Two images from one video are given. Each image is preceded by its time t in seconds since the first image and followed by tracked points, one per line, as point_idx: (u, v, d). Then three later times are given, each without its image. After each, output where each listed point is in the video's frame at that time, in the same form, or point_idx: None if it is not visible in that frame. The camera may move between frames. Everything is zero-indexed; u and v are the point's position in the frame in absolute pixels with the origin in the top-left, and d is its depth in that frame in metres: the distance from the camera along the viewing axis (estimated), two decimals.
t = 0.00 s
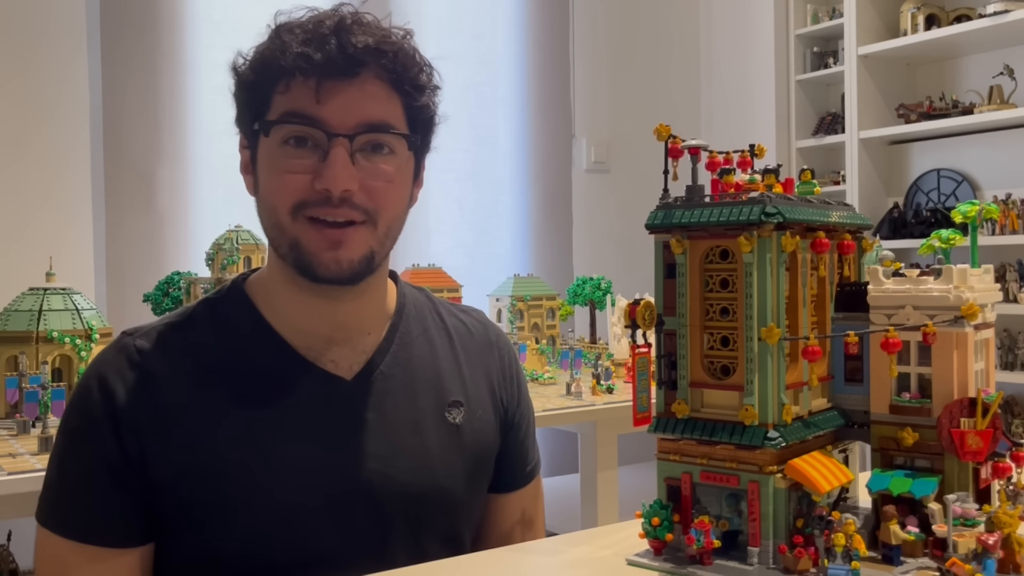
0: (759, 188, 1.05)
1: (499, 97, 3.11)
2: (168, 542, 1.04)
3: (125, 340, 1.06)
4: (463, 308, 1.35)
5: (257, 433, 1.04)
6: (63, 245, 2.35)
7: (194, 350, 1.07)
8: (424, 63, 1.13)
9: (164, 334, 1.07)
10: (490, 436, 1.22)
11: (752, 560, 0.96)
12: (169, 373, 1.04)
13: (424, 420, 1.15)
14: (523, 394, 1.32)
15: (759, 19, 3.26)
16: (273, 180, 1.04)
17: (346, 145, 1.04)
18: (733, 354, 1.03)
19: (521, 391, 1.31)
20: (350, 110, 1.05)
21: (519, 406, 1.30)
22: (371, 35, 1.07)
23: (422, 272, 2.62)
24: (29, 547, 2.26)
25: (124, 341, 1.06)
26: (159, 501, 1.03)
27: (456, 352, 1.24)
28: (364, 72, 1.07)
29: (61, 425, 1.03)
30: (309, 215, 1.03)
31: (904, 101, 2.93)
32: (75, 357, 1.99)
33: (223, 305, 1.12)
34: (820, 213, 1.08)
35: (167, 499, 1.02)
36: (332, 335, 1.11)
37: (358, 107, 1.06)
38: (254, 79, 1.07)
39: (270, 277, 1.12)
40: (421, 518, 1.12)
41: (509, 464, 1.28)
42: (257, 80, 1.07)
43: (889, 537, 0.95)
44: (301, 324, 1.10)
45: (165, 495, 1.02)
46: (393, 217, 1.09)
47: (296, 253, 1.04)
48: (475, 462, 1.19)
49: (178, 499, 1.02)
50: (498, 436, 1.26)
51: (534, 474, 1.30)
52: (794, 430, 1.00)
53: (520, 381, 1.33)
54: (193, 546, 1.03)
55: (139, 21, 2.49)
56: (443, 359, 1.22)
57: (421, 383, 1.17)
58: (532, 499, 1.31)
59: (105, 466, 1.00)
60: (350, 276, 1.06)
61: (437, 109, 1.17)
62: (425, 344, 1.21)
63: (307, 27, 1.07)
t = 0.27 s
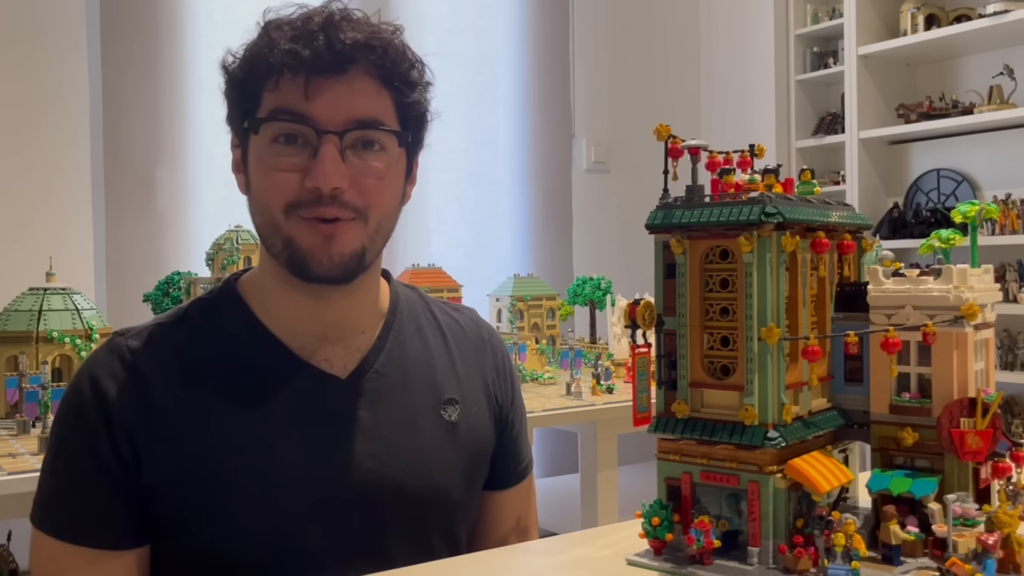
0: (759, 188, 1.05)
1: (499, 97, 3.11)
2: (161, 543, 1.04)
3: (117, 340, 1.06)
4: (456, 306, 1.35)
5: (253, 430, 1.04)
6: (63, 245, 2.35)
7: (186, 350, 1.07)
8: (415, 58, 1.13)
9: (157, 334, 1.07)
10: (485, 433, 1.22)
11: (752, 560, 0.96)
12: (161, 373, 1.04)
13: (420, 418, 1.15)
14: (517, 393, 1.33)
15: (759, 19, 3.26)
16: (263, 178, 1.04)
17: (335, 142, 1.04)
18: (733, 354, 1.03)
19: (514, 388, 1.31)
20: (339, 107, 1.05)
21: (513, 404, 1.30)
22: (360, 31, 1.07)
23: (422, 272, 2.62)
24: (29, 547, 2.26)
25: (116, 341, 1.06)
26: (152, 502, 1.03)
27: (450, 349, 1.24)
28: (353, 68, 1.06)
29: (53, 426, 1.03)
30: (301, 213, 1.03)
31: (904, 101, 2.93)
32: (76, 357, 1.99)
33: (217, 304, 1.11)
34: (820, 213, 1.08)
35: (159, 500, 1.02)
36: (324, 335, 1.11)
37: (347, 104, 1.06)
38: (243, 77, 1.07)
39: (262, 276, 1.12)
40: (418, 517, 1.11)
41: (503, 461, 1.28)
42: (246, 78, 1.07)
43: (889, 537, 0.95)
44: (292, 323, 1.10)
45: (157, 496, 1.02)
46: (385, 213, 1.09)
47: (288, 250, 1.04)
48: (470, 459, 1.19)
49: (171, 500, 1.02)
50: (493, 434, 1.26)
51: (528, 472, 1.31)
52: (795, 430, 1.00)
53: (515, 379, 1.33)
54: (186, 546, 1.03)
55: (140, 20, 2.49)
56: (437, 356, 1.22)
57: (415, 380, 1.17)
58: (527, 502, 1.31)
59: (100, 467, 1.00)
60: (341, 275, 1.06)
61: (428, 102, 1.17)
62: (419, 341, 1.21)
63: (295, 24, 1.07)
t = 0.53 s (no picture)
0: (759, 188, 1.05)
1: (500, 97, 3.11)
2: (160, 541, 1.04)
3: (119, 338, 1.06)
4: (458, 306, 1.35)
5: (253, 429, 1.04)
6: (63, 244, 2.35)
7: (187, 348, 1.07)
8: (412, 55, 1.13)
9: (159, 332, 1.07)
10: (486, 434, 1.22)
11: (751, 560, 0.96)
12: (163, 372, 1.04)
13: (420, 418, 1.15)
14: (518, 393, 1.33)
15: (759, 19, 3.26)
16: (263, 178, 1.04)
17: (335, 140, 1.04)
18: (733, 354, 1.03)
19: (515, 388, 1.31)
20: (338, 105, 1.05)
21: (515, 403, 1.30)
22: (356, 29, 1.07)
23: (422, 271, 2.62)
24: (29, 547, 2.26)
25: (118, 339, 1.06)
26: (151, 501, 1.03)
27: (451, 349, 1.24)
28: (351, 66, 1.06)
29: (54, 424, 1.03)
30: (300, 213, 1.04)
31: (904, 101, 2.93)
32: (76, 357, 1.99)
33: (219, 304, 1.11)
34: (820, 213, 1.08)
35: (159, 499, 1.02)
36: (325, 334, 1.11)
37: (346, 102, 1.06)
38: (241, 78, 1.07)
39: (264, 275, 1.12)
40: (417, 518, 1.11)
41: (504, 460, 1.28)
42: (244, 79, 1.07)
43: (889, 537, 0.95)
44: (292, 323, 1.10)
45: (157, 494, 1.02)
46: (386, 211, 1.09)
47: (289, 252, 1.04)
48: (471, 459, 1.19)
49: (170, 499, 1.02)
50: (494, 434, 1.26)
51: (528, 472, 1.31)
52: (794, 430, 1.00)
53: (516, 379, 1.33)
54: (185, 546, 1.03)
55: (141, 19, 2.49)
56: (438, 356, 1.22)
57: (416, 381, 1.17)
58: (528, 503, 1.31)
59: (100, 464, 1.00)
60: (343, 276, 1.06)
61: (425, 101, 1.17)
62: (421, 341, 1.21)
63: (291, 24, 1.07)
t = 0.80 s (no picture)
0: (758, 188, 1.05)
1: (500, 97, 3.11)
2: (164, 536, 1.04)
3: (127, 333, 1.07)
4: (466, 303, 1.34)
5: (258, 424, 1.04)
6: (63, 244, 2.35)
7: (194, 344, 1.07)
8: (395, 44, 1.13)
9: (167, 328, 1.08)
10: (494, 430, 1.22)
11: (751, 560, 0.96)
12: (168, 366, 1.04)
13: (427, 415, 1.14)
14: (525, 391, 1.32)
15: (759, 19, 3.26)
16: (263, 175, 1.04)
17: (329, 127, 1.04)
18: (733, 354, 1.03)
19: (522, 386, 1.31)
20: (328, 93, 1.05)
21: (522, 401, 1.30)
22: (337, 19, 1.07)
23: (422, 271, 2.62)
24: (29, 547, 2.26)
25: (127, 334, 1.07)
26: (154, 495, 1.03)
27: (459, 346, 1.23)
28: (337, 54, 1.06)
29: (61, 417, 1.03)
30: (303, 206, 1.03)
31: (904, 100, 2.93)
32: (76, 357, 1.99)
33: (224, 302, 1.11)
34: (820, 213, 1.08)
35: (162, 493, 1.02)
36: (332, 332, 1.11)
37: (336, 90, 1.06)
38: (230, 82, 1.08)
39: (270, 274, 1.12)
40: (423, 515, 1.11)
41: (509, 458, 1.28)
42: (233, 81, 1.07)
43: (889, 537, 0.95)
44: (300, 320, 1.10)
45: (160, 488, 1.02)
46: (387, 197, 1.09)
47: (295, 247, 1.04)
48: (478, 456, 1.18)
49: (173, 493, 1.01)
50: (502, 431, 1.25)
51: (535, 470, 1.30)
52: (794, 430, 1.00)
53: (524, 377, 1.32)
54: (187, 541, 1.03)
55: (140, 19, 2.49)
56: (446, 353, 1.21)
57: (423, 377, 1.16)
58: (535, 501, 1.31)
59: (104, 457, 1.00)
60: (352, 263, 1.06)
61: (416, 90, 1.17)
62: (428, 338, 1.20)
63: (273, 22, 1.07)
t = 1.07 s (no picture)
0: (758, 187, 1.05)
1: (499, 97, 3.11)
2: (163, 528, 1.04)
3: (132, 325, 1.08)
4: (471, 302, 1.34)
5: (259, 418, 1.04)
6: (63, 243, 2.35)
7: (197, 337, 1.07)
8: (403, 46, 1.14)
9: (171, 321, 1.08)
10: (498, 427, 1.21)
11: (751, 560, 0.96)
12: (171, 359, 1.04)
13: (430, 411, 1.14)
14: (528, 389, 1.32)
15: (759, 19, 3.26)
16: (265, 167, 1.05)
17: (333, 123, 1.05)
18: (733, 353, 1.03)
19: (525, 384, 1.31)
20: (333, 90, 1.05)
21: (525, 400, 1.30)
22: (346, 20, 1.07)
23: (422, 272, 2.62)
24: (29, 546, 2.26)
25: (132, 326, 1.08)
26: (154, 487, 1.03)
27: (463, 343, 1.23)
28: (344, 54, 1.07)
29: (63, 407, 1.04)
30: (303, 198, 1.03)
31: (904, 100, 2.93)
32: (75, 357, 1.99)
33: (226, 299, 1.12)
34: (820, 213, 1.08)
35: (162, 485, 1.02)
36: (335, 327, 1.11)
37: (342, 87, 1.06)
38: (240, 77, 1.08)
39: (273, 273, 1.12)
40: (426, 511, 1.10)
41: (513, 456, 1.27)
42: (242, 76, 1.08)
43: (889, 537, 0.95)
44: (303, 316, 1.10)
45: (160, 480, 1.02)
46: (388, 195, 1.09)
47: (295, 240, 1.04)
48: (482, 452, 1.17)
49: (173, 485, 1.02)
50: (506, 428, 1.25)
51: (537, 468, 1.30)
52: (794, 430, 1.00)
53: (527, 376, 1.32)
54: (186, 534, 1.03)
55: (140, 18, 2.49)
56: (449, 350, 1.20)
57: (426, 373, 1.16)
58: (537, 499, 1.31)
59: (104, 448, 1.01)
60: (350, 258, 1.05)
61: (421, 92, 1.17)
62: (431, 335, 1.20)
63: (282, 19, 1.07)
